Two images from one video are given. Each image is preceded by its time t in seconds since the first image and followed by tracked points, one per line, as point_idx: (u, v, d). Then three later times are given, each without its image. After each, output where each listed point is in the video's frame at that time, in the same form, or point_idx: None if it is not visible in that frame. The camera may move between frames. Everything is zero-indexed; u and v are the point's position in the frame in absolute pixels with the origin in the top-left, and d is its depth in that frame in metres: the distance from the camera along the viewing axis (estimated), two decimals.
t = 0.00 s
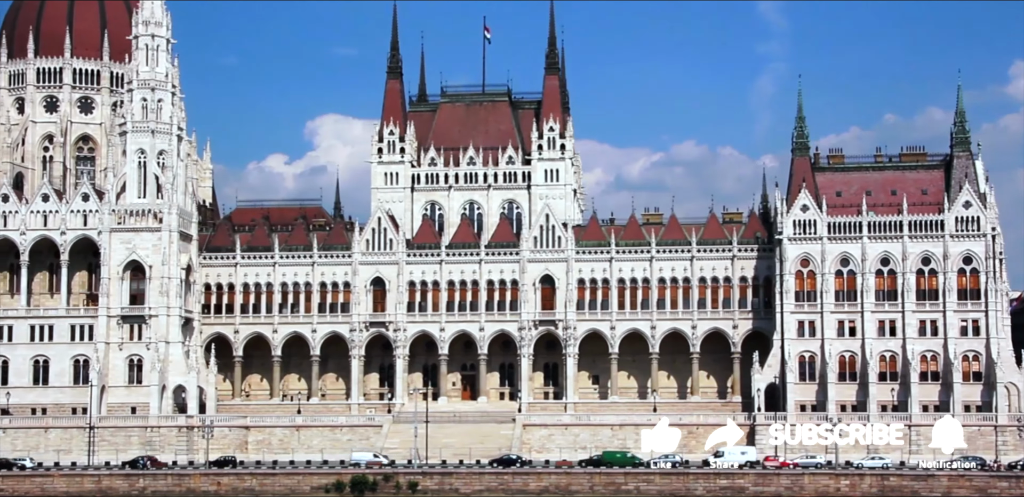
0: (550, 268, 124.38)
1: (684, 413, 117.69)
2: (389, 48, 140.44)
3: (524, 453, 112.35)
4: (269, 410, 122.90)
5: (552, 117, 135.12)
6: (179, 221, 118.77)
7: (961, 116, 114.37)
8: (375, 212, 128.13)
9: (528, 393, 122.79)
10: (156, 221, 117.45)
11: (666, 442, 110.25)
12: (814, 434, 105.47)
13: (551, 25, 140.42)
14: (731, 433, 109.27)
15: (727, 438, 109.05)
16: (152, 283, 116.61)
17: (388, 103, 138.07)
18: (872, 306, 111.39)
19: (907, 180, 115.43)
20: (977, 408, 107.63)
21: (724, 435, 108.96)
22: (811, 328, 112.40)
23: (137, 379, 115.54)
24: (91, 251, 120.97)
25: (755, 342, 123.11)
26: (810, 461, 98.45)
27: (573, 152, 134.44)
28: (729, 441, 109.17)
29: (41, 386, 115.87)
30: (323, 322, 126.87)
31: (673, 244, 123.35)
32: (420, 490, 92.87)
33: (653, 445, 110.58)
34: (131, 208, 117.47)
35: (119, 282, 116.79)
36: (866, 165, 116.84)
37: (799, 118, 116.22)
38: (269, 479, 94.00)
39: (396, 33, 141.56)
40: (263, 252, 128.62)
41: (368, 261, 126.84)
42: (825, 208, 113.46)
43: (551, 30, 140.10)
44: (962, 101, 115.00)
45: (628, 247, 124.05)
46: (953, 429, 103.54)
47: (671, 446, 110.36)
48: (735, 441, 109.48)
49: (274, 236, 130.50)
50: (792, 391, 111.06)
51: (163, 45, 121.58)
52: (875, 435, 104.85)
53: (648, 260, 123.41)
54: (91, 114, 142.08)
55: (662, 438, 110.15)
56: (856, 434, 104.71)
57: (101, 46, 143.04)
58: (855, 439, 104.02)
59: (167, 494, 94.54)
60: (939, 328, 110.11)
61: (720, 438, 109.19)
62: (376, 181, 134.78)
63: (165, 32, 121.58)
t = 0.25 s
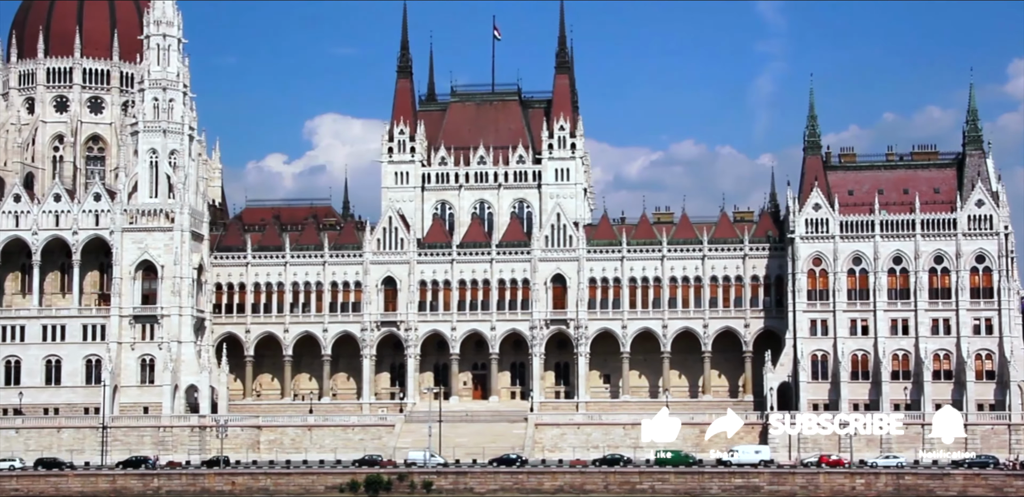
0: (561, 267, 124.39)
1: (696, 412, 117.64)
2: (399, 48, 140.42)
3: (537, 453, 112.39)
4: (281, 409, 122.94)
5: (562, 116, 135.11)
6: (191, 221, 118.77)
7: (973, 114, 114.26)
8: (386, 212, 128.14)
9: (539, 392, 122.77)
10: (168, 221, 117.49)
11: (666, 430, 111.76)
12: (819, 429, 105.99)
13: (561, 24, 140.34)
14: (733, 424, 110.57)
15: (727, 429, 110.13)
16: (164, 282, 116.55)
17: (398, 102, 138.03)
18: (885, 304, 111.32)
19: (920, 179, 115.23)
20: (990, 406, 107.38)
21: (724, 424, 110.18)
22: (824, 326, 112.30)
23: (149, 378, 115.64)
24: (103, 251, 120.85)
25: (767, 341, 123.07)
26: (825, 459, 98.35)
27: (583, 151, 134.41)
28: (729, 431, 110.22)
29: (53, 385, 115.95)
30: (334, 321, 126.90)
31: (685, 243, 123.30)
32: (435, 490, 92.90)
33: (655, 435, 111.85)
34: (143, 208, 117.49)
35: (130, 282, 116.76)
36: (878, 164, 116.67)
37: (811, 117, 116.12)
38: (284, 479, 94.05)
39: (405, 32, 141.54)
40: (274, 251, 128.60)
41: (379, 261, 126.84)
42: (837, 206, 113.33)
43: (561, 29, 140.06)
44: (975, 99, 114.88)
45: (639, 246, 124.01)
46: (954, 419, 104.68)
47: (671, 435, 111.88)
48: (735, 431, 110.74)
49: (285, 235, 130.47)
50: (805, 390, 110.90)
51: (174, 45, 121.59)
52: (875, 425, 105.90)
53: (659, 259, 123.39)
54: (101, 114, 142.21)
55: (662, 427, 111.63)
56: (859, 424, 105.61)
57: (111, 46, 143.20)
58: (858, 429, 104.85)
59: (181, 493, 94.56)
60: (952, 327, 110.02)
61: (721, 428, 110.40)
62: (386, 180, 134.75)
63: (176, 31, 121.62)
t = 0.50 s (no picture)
0: (573, 267, 124.43)
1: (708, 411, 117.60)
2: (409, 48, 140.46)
3: (549, 452, 112.45)
4: (293, 410, 122.98)
5: (573, 115, 135.12)
6: (203, 221, 118.84)
7: (986, 113, 114.20)
8: (398, 212, 128.15)
9: (551, 392, 122.73)
10: (180, 221, 117.55)
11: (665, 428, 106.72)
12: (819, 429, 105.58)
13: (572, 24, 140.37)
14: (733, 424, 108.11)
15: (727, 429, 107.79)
16: (176, 283, 116.71)
17: (409, 102, 138.03)
18: (898, 304, 111.21)
19: (932, 178, 115.15)
20: (1003, 406, 107.24)
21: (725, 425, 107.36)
22: (837, 326, 112.24)
23: (161, 378, 115.71)
24: (115, 251, 120.95)
25: (778, 340, 123.03)
26: (839, 458, 98.26)
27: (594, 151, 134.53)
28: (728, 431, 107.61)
29: (66, 386, 116.04)
30: (346, 321, 126.92)
31: (696, 243, 123.29)
32: (449, 490, 92.89)
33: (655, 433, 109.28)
34: (155, 208, 117.59)
35: (143, 282, 116.90)
36: (890, 163, 116.55)
37: (823, 116, 116.06)
38: (298, 479, 94.07)
39: (416, 32, 141.59)
40: (285, 251, 128.61)
41: (391, 261, 126.88)
42: (850, 206, 113.25)
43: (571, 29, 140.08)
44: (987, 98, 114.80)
45: (651, 245, 124.01)
46: (954, 419, 103.61)
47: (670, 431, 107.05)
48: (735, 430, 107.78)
49: (296, 235, 130.49)
50: (818, 390, 110.88)
51: (186, 45, 121.71)
52: (875, 425, 105.85)
53: (670, 258, 123.36)
54: (111, 114, 142.45)
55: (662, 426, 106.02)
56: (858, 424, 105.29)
57: (121, 47, 143.43)
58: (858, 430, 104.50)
59: (196, 494, 94.55)
60: (965, 326, 109.90)
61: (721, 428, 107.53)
62: (397, 180, 134.76)
63: (187, 31, 121.73)
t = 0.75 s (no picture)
0: (585, 268, 124.42)
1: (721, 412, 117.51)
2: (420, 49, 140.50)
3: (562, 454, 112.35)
4: (305, 411, 122.99)
5: (584, 117, 135.08)
6: (216, 223, 118.90)
7: (999, 114, 114.15)
8: (409, 213, 128.13)
9: (563, 393, 122.65)
10: (193, 223, 117.62)
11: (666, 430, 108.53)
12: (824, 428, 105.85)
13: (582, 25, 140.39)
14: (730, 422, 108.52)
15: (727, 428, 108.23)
16: (189, 284, 116.76)
17: (419, 103, 137.99)
18: (911, 305, 111.13)
19: (945, 179, 115.06)
20: (1018, 407, 107.26)
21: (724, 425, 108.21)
22: (850, 327, 112.12)
23: (174, 380, 115.74)
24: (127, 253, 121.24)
25: (791, 342, 122.96)
26: (853, 460, 98.14)
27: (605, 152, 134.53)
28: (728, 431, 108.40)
29: (78, 387, 116.07)
30: (357, 323, 126.91)
31: (708, 244, 123.25)
32: (465, 491, 92.86)
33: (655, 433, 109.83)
34: (167, 210, 117.67)
35: (155, 284, 116.98)
36: (903, 164, 116.40)
37: (836, 117, 115.98)
38: (313, 480, 94.13)
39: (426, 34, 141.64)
40: (297, 253, 128.59)
41: (402, 262, 126.87)
42: (863, 207, 113.14)
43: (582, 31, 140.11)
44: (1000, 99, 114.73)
45: (663, 246, 123.97)
46: (954, 419, 103.97)
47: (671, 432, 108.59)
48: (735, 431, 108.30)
49: (307, 236, 130.46)
50: (832, 391, 110.77)
51: (198, 47, 121.89)
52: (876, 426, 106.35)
53: (683, 259, 123.29)
54: (122, 116, 142.84)
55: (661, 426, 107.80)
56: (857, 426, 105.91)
57: (132, 49, 143.60)
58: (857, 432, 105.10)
59: (211, 495, 94.59)
60: (979, 327, 109.82)
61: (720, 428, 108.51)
62: (408, 182, 134.75)
63: (200, 33, 121.93)
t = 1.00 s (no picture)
0: (597, 272, 124.41)
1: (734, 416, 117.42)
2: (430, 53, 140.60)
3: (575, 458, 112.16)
4: (317, 415, 122.97)
5: (595, 120, 135.05)
6: (228, 227, 118.96)
7: (1012, 117, 114.17)
8: (420, 217, 128.17)
9: (575, 397, 122.55)
10: (205, 227, 117.70)
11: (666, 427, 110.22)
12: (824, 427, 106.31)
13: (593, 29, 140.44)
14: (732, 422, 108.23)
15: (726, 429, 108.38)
16: (202, 288, 116.82)
17: (430, 107, 137.98)
18: (925, 308, 111.03)
19: (958, 182, 115.03)
20: None
21: (724, 425, 108.62)
22: (863, 330, 111.98)
23: (187, 384, 115.79)
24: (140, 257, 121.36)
25: (803, 345, 122.83)
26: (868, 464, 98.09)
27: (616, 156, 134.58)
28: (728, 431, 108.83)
29: (91, 391, 116.15)
30: (369, 327, 126.88)
31: (721, 247, 123.23)
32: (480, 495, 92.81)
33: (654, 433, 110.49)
34: (180, 214, 117.76)
35: (168, 288, 117.09)
36: (916, 167, 116.33)
37: (849, 120, 115.97)
38: (328, 484, 94.12)
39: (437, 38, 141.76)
40: (308, 257, 128.61)
41: (414, 266, 126.87)
42: (875, 210, 113.07)
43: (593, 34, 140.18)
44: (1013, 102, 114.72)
45: (675, 250, 123.96)
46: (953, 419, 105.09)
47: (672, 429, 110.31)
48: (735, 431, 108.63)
49: (319, 240, 130.47)
50: (845, 394, 110.65)
51: (210, 51, 122.13)
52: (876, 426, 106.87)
53: (695, 263, 123.23)
54: (133, 120, 143.10)
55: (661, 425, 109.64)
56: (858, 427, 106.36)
57: (143, 53, 143.77)
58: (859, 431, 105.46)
59: None
60: (993, 330, 109.74)
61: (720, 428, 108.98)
62: (419, 185, 134.79)
63: (212, 37, 122.18)
